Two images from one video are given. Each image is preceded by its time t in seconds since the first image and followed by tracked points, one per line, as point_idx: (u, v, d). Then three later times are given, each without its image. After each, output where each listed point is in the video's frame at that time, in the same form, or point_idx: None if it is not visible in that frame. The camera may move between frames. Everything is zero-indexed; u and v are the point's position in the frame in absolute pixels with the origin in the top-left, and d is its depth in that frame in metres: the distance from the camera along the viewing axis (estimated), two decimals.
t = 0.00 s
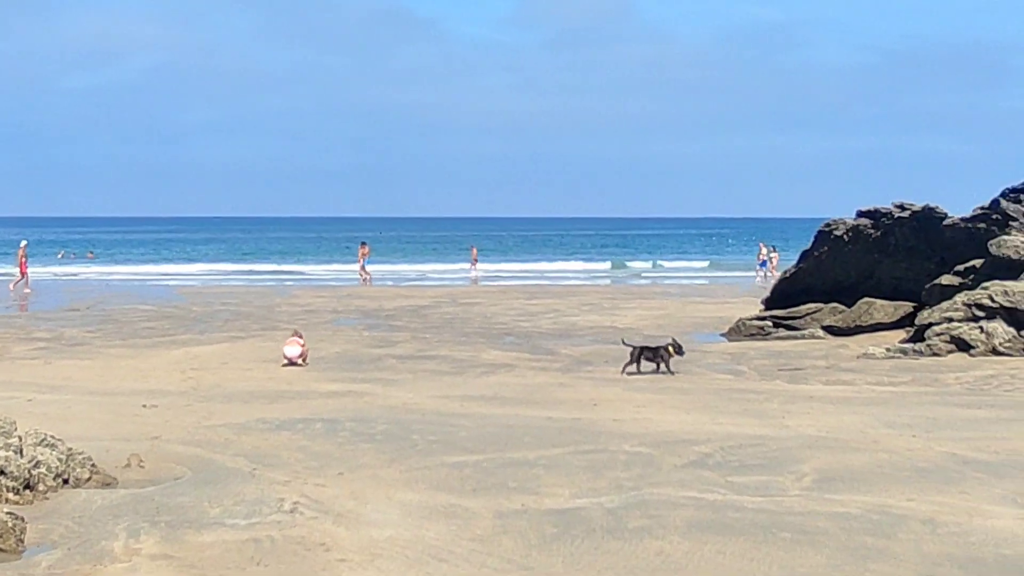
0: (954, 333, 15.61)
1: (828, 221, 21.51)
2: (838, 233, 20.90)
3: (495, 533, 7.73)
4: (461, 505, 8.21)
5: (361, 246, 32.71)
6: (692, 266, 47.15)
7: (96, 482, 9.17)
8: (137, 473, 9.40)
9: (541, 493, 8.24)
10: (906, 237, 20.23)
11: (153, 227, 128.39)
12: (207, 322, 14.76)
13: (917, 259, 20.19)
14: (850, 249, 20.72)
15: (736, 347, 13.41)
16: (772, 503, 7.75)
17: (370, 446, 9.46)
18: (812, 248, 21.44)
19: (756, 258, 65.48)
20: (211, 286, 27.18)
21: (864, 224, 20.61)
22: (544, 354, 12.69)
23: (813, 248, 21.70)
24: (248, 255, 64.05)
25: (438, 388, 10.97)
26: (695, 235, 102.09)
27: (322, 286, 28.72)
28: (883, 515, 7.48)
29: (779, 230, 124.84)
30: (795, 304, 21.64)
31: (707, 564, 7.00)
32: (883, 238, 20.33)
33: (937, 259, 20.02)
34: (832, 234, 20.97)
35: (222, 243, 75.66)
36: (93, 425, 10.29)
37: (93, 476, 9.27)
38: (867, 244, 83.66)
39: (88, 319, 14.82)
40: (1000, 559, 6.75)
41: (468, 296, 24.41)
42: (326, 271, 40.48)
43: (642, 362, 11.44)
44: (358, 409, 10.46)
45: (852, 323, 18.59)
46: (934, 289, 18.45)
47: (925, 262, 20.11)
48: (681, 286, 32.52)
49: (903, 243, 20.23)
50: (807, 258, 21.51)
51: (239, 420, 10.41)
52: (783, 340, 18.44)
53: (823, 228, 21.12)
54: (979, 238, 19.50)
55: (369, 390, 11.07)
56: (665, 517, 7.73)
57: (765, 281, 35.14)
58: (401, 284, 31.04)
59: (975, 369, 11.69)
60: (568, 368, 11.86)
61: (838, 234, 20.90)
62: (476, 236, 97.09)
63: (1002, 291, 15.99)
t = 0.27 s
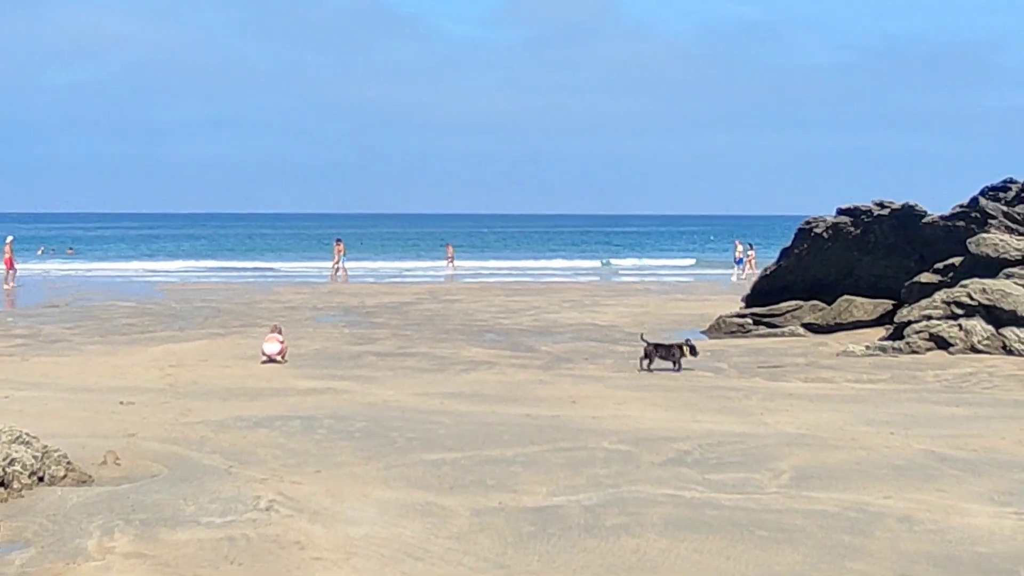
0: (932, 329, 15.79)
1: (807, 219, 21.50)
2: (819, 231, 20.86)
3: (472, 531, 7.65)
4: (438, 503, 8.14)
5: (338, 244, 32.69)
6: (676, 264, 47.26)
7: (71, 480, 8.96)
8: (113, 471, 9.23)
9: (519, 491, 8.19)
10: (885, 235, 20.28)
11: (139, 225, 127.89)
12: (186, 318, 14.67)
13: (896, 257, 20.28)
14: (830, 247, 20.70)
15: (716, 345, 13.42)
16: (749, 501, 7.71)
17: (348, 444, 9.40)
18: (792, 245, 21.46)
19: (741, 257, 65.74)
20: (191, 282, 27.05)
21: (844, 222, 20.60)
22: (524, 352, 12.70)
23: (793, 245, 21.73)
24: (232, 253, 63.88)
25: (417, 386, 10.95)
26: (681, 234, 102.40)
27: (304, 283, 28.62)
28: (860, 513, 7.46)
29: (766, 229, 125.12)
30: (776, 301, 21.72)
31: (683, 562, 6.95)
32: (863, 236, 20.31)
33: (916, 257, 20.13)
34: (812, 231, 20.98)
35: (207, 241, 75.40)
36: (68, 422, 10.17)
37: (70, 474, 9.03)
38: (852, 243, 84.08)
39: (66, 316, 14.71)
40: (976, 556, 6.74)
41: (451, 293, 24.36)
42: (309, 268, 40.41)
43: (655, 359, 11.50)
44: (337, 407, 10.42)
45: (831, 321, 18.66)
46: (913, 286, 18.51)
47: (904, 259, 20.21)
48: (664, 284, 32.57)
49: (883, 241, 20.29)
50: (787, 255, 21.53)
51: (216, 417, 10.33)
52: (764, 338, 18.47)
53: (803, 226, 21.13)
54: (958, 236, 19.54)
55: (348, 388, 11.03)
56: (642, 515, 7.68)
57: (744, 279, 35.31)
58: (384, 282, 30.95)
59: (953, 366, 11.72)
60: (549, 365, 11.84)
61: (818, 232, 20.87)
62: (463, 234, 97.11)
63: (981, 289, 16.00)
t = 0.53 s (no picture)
0: (917, 328, 15.79)
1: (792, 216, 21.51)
2: (803, 229, 20.92)
3: (455, 528, 7.63)
4: (421, 499, 8.12)
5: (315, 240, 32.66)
6: (662, 261, 47.33)
7: (53, 477, 8.82)
8: (95, 467, 9.13)
9: (502, 488, 8.17)
10: (870, 232, 20.29)
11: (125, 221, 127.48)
12: (170, 314, 14.61)
13: (880, 253, 20.31)
14: (814, 244, 20.70)
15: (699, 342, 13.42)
16: (732, 498, 7.71)
17: (331, 441, 9.37)
18: (776, 242, 21.52)
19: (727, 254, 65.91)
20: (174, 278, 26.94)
21: (829, 219, 20.60)
22: (508, 348, 12.69)
23: (778, 242, 21.78)
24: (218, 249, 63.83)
25: (401, 382, 10.93)
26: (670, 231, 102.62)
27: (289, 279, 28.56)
28: (843, 509, 7.47)
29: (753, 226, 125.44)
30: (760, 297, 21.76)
31: (665, 559, 6.94)
32: (847, 233, 20.29)
33: (900, 253, 20.17)
34: (796, 229, 21.03)
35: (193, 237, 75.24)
36: (50, 418, 10.10)
37: (51, 470, 8.90)
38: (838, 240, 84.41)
39: (48, 313, 14.61)
40: (957, 553, 6.76)
41: (436, 290, 24.33)
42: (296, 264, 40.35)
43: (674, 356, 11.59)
44: (320, 403, 10.39)
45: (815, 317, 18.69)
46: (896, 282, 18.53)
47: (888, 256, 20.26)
48: (650, 281, 32.63)
49: (867, 238, 20.30)
50: (771, 252, 21.59)
51: (199, 413, 10.28)
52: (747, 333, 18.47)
53: (787, 223, 21.18)
54: (943, 233, 19.56)
55: (332, 385, 11.00)
56: (626, 511, 7.67)
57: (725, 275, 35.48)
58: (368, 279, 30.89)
59: (937, 363, 11.75)
60: (533, 362, 11.83)
61: (802, 230, 20.88)
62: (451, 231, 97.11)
63: (965, 286, 16.12)
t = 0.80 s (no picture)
0: (902, 325, 15.81)
1: (778, 214, 21.55)
2: (790, 226, 20.93)
3: (443, 525, 7.63)
4: (409, 496, 8.12)
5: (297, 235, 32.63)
6: (649, 258, 47.40)
7: (40, 474, 8.79)
8: (81, 464, 9.09)
9: (490, 484, 8.18)
10: (857, 230, 20.36)
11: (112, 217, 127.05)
12: (157, 311, 14.56)
13: (867, 251, 20.38)
14: (801, 241, 20.74)
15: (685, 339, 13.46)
16: (719, 495, 7.73)
17: (319, 438, 9.36)
18: (764, 240, 21.53)
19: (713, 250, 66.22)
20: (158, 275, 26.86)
21: (816, 217, 20.64)
22: (496, 346, 12.70)
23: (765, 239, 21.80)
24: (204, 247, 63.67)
25: (389, 379, 10.92)
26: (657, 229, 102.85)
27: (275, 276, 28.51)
28: (829, 506, 7.50)
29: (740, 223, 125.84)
30: (747, 295, 21.78)
31: (652, 556, 6.96)
32: (835, 231, 20.35)
33: (887, 252, 20.24)
34: (784, 226, 21.05)
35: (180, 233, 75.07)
36: (35, 415, 10.05)
37: (38, 466, 8.86)
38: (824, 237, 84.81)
39: (34, 310, 14.55)
40: (943, 550, 6.80)
41: (423, 287, 24.31)
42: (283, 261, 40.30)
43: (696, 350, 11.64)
44: (308, 400, 10.37)
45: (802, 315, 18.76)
46: (884, 279, 18.57)
47: (875, 254, 20.34)
48: (637, 277, 32.71)
49: (854, 236, 20.36)
50: (758, 250, 21.61)
51: (187, 410, 10.26)
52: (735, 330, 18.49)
53: (775, 220, 21.19)
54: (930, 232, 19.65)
55: (320, 382, 10.99)
56: (613, 508, 7.68)
57: (709, 272, 35.63)
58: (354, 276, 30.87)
59: (922, 360, 11.81)
60: (521, 358, 11.84)
61: (789, 227, 20.91)
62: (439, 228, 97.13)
63: (951, 283, 16.18)
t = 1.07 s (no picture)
0: (890, 325, 15.85)
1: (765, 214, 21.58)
2: (778, 226, 20.94)
3: (430, 524, 7.62)
4: (396, 495, 8.10)
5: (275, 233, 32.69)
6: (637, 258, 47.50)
7: (26, 472, 8.76)
8: (68, 463, 9.05)
9: (477, 484, 8.17)
10: (844, 229, 20.40)
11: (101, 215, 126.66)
12: (144, 310, 14.52)
13: (854, 251, 20.42)
14: (788, 241, 20.77)
15: (673, 338, 13.48)
16: (706, 494, 7.74)
17: (306, 437, 9.34)
18: (751, 240, 21.54)
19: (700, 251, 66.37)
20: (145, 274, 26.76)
21: (803, 217, 20.68)
22: (482, 345, 12.70)
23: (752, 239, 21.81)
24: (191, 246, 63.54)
25: (376, 378, 10.91)
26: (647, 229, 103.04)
27: (263, 275, 28.44)
28: (816, 505, 7.51)
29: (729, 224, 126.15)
30: (734, 294, 21.78)
31: (640, 555, 6.97)
32: (822, 231, 20.38)
33: (874, 251, 20.27)
34: (771, 226, 21.06)
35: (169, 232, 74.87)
36: (21, 413, 10.00)
37: (25, 465, 8.81)
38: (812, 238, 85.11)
39: (19, 308, 14.50)
40: (929, 549, 6.82)
41: (411, 287, 24.28)
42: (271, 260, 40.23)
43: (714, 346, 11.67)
44: (295, 399, 10.36)
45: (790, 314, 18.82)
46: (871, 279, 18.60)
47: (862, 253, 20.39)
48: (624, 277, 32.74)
49: (841, 236, 20.40)
50: (746, 249, 21.61)
51: (174, 409, 10.23)
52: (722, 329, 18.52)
53: (762, 220, 21.20)
54: (916, 231, 19.68)
55: (307, 381, 10.97)
56: (600, 508, 7.68)
57: (694, 271, 35.76)
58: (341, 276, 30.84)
59: (908, 360, 11.85)
60: (507, 358, 11.84)
61: (776, 227, 20.95)
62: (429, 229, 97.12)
63: (938, 283, 16.26)
